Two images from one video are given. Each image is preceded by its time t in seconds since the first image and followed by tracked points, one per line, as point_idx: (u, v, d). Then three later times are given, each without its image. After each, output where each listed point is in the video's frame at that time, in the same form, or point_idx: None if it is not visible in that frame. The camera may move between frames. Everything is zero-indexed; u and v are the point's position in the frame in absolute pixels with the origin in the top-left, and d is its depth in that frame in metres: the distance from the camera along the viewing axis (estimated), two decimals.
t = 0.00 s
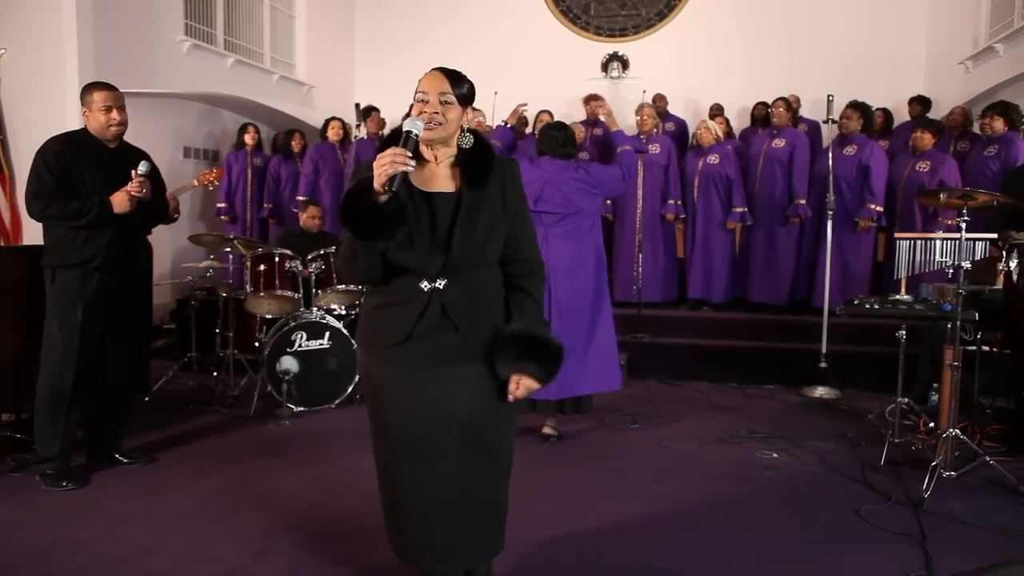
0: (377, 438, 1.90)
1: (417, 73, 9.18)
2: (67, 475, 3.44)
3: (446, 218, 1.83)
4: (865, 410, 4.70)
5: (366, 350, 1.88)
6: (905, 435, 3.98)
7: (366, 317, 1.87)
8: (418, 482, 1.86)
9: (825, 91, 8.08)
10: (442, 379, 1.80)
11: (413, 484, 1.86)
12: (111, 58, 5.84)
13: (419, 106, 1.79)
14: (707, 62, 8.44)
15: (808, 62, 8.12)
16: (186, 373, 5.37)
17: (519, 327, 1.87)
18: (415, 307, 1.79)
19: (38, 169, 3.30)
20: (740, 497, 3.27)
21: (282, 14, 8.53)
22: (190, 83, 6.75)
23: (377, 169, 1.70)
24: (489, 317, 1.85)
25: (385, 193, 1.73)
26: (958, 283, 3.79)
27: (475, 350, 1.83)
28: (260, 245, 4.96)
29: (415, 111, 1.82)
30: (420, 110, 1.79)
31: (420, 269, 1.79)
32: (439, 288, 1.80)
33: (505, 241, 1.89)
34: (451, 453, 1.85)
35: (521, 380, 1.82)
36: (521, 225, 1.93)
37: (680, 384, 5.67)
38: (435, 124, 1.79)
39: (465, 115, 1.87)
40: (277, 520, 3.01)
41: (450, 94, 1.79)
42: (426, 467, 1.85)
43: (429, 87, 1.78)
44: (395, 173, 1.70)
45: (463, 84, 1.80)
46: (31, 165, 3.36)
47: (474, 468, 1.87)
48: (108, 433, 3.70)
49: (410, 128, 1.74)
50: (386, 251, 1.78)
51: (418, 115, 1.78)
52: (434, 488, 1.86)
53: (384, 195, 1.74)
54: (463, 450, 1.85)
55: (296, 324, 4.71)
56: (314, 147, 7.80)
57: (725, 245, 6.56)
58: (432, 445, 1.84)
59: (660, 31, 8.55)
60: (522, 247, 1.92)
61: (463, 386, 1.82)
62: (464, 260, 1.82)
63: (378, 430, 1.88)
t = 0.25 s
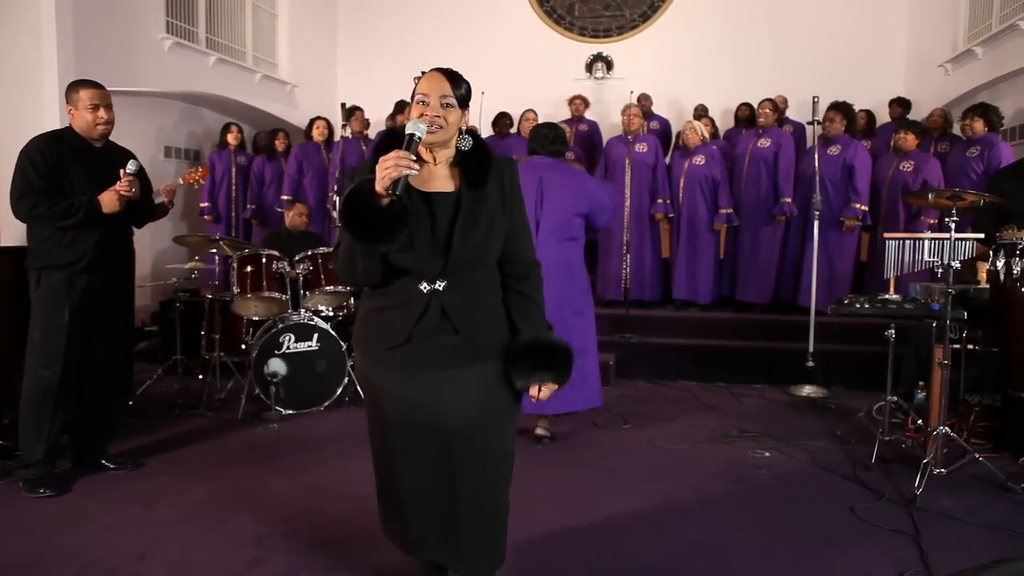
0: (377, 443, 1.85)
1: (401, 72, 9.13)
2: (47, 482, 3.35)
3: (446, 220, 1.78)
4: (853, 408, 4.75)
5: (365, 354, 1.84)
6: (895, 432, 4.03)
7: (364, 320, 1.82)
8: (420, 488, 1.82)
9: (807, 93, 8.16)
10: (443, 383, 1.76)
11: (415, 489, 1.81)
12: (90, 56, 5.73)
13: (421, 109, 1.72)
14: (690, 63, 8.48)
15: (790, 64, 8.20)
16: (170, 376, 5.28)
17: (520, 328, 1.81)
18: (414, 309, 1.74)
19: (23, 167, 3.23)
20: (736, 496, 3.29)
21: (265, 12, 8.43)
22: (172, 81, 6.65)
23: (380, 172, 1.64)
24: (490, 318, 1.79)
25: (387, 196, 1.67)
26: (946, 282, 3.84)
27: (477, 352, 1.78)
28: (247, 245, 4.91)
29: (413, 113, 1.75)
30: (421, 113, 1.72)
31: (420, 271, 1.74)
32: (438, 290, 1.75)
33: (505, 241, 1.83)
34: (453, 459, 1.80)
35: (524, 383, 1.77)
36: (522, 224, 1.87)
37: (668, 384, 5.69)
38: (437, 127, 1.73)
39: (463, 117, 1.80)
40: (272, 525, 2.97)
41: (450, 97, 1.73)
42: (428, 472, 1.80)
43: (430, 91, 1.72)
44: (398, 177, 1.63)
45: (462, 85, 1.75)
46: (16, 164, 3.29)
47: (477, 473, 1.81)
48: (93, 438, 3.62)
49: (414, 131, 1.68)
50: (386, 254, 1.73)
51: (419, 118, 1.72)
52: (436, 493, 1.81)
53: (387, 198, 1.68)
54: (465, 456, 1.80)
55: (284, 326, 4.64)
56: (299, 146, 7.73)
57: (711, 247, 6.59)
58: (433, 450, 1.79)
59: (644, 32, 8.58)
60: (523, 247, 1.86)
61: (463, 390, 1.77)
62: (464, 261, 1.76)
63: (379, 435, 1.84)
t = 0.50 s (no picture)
0: (385, 449, 1.78)
1: (390, 72, 9.09)
2: (38, 489, 3.29)
3: (459, 220, 1.73)
4: (846, 407, 4.79)
5: (374, 358, 1.77)
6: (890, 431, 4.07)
7: (372, 323, 1.76)
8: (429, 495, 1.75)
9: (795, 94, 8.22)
10: (455, 387, 1.70)
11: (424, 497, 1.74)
12: (75, 54, 5.65)
13: (430, 111, 1.66)
14: (679, 64, 8.52)
15: (778, 65, 8.26)
16: (160, 379, 5.21)
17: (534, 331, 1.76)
18: (425, 311, 1.68)
19: (9, 166, 3.16)
20: (736, 496, 3.30)
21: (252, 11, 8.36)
22: (159, 80, 6.56)
23: (391, 175, 1.59)
24: (503, 320, 1.74)
25: (399, 200, 1.62)
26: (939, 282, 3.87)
27: (489, 355, 1.72)
28: (239, 247, 4.87)
29: (421, 115, 1.69)
30: (430, 116, 1.66)
31: (431, 272, 1.69)
32: (450, 292, 1.69)
33: (518, 241, 1.78)
34: (464, 465, 1.73)
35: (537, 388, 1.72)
36: (535, 226, 1.82)
37: (661, 384, 5.70)
38: (448, 130, 1.68)
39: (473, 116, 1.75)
40: (272, 529, 2.94)
41: (459, 97, 1.66)
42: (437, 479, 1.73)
43: (437, 91, 1.65)
44: (409, 180, 1.59)
45: (466, 82, 1.67)
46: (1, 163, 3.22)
47: (488, 480, 1.75)
48: (85, 443, 3.55)
49: (424, 136, 1.62)
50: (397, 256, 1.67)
51: (428, 120, 1.66)
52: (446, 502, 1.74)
53: (398, 201, 1.62)
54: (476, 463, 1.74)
55: (277, 328, 4.59)
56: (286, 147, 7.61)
57: (702, 248, 6.62)
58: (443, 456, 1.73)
59: (632, 32, 8.60)
60: (536, 249, 1.81)
61: (475, 394, 1.71)
62: (477, 261, 1.71)
63: (387, 440, 1.77)
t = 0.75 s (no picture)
0: (401, 450, 1.77)
1: (380, 72, 9.05)
2: (32, 494, 3.22)
3: (475, 218, 1.71)
4: (840, 406, 4.83)
5: (391, 358, 1.76)
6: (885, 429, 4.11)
7: (389, 323, 1.75)
8: (446, 496, 1.74)
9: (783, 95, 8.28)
10: (473, 389, 1.68)
11: (442, 498, 1.74)
12: (61, 51, 5.56)
13: (442, 107, 1.65)
14: (669, 65, 8.54)
15: (767, 67, 8.31)
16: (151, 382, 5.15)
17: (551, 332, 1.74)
18: (443, 313, 1.67)
19: None
20: (737, 496, 3.31)
21: (240, 10, 8.28)
22: (147, 78, 6.48)
23: (405, 171, 1.58)
24: (522, 321, 1.72)
25: (413, 197, 1.60)
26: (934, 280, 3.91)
27: (507, 356, 1.71)
28: (232, 248, 4.82)
29: (436, 112, 1.67)
30: (445, 112, 1.65)
31: (449, 273, 1.67)
32: (469, 292, 1.68)
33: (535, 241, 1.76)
34: (481, 466, 1.72)
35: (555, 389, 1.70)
36: (554, 224, 1.80)
37: (655, 383, 5.71)
38: (463, 127, 1.66)
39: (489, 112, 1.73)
40: (273, 533, 2.90)
41: (472, 90, 1.64)
42: (454, 480, 1.72)
43: (451, 87, 1.64)
44: (424, 176, 1.57)
45: (483, 79, 1.66)
46: None
47: (506, 481, 1.75)
48: (78, 448, 3.49)
49: (440, 131, 1.60)
50: (414, 256, 1.66)
51: (444, 117, 1.64)
52: (462, 502, 1.74)
53: (413, 199, 1.60)
54: (494, 463, 1.73)
55: (272, 329, 4.54)
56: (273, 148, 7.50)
57: (696, 249, 6.65)
58: (460, 458, 1.72)
59: (622, 33, 8.62)
60: (554, 248, 1.79)
61: (493, 396, 1.70)
62: (495, 262, 1.69)
63: (403, 442, 1.76)
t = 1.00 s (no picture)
0: (421, 453, 1.77)
1: (366, 72, 9.00)
2: (20, 500, 3.15)
3: (494, 219, 1.71)
4: (830, 405, 4.87)
5: (410, 361, 1.76)
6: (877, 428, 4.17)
7: (409, 327, 1.75)
8: (467, 499, 1.74)
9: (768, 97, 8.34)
10: (493, 392, 1.69)
11: (463, 501, 1.74)
12: (40, 49, 5.45)
13: (456, 107, 1.65)
14: (655, 66, 8.57)
15: (753, 69, 8.37)
16: (138, 385, 5.07)
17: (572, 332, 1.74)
18: (464, 316, 1.67)
19: None
20: (734, 497, 3.34)
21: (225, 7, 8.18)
22: (130, 76, 6.37)
23: (423, 173, 1.57)
24: (541, 323, 1.72)
25: (432, 198, 1.60)
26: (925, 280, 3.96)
27: (527, 359, 1.71)
28: (222, 249, 4.76)
29: (450, 113, 1.67)
30: (459, 112, 1.64)
31: (470, 275, 1.67)
32: (490, 295, 1.68)
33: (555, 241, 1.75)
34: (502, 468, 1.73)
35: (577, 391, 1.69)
36: (573, 222, 1.79)
37: (646, 383, 5.73)
38: (478, 126, 1.66)
39: (503, 112, 1.72)
40: (271, 538, 2.87)
41: (486, 90, 1.63)
42: (475, 483, 1.73)
43: (465, 87, 1.63)
44: (441, 177, 1.57)
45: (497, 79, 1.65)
46: None
47: (525, 483, 1.75)
48: (67, 453, 3.43)
49: (456, 131, 1.60)
50: (434, 259, 1.66)
51: (458, 117, 1.64)
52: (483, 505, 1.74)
53: (431, 201, 1.60)
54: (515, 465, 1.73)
55: (262, 331, 4.48)
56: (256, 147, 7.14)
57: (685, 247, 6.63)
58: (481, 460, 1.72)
59: (609, 34, 8.63)
60: (573, 247, 1.78)
61: (514, 398, 1.70)
62: (516, 263, 1.69)
63: (423, 445, 1.76)
